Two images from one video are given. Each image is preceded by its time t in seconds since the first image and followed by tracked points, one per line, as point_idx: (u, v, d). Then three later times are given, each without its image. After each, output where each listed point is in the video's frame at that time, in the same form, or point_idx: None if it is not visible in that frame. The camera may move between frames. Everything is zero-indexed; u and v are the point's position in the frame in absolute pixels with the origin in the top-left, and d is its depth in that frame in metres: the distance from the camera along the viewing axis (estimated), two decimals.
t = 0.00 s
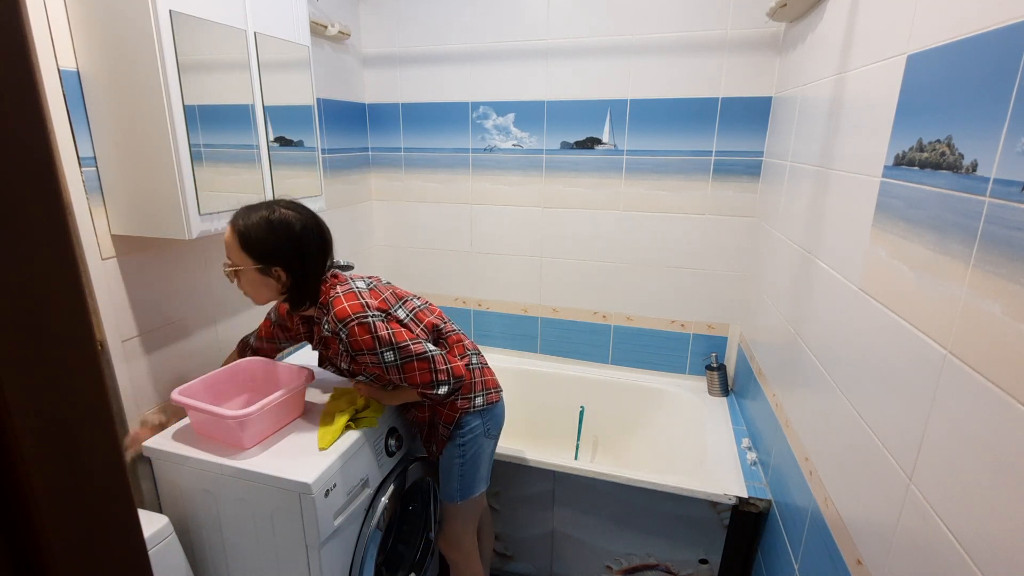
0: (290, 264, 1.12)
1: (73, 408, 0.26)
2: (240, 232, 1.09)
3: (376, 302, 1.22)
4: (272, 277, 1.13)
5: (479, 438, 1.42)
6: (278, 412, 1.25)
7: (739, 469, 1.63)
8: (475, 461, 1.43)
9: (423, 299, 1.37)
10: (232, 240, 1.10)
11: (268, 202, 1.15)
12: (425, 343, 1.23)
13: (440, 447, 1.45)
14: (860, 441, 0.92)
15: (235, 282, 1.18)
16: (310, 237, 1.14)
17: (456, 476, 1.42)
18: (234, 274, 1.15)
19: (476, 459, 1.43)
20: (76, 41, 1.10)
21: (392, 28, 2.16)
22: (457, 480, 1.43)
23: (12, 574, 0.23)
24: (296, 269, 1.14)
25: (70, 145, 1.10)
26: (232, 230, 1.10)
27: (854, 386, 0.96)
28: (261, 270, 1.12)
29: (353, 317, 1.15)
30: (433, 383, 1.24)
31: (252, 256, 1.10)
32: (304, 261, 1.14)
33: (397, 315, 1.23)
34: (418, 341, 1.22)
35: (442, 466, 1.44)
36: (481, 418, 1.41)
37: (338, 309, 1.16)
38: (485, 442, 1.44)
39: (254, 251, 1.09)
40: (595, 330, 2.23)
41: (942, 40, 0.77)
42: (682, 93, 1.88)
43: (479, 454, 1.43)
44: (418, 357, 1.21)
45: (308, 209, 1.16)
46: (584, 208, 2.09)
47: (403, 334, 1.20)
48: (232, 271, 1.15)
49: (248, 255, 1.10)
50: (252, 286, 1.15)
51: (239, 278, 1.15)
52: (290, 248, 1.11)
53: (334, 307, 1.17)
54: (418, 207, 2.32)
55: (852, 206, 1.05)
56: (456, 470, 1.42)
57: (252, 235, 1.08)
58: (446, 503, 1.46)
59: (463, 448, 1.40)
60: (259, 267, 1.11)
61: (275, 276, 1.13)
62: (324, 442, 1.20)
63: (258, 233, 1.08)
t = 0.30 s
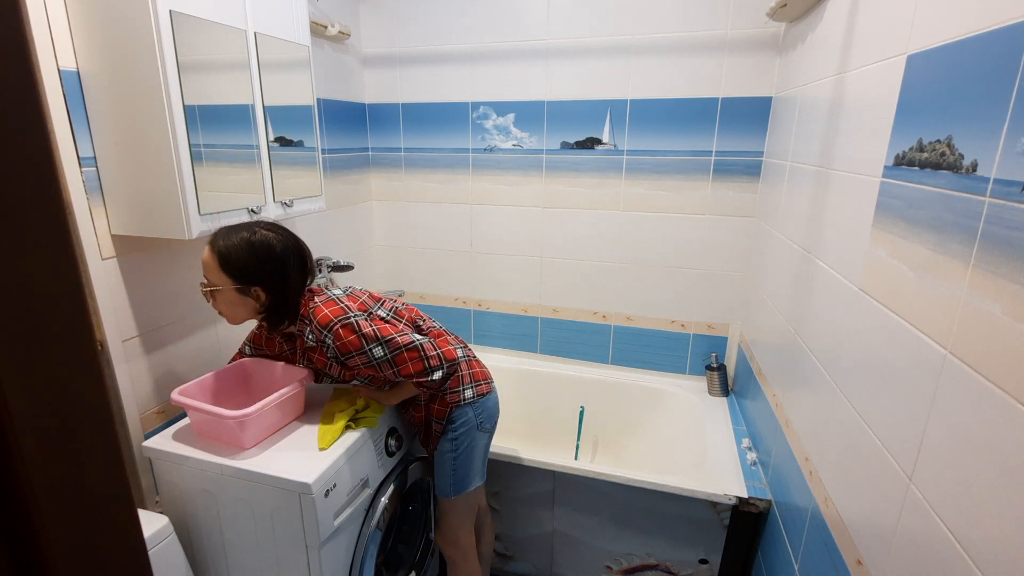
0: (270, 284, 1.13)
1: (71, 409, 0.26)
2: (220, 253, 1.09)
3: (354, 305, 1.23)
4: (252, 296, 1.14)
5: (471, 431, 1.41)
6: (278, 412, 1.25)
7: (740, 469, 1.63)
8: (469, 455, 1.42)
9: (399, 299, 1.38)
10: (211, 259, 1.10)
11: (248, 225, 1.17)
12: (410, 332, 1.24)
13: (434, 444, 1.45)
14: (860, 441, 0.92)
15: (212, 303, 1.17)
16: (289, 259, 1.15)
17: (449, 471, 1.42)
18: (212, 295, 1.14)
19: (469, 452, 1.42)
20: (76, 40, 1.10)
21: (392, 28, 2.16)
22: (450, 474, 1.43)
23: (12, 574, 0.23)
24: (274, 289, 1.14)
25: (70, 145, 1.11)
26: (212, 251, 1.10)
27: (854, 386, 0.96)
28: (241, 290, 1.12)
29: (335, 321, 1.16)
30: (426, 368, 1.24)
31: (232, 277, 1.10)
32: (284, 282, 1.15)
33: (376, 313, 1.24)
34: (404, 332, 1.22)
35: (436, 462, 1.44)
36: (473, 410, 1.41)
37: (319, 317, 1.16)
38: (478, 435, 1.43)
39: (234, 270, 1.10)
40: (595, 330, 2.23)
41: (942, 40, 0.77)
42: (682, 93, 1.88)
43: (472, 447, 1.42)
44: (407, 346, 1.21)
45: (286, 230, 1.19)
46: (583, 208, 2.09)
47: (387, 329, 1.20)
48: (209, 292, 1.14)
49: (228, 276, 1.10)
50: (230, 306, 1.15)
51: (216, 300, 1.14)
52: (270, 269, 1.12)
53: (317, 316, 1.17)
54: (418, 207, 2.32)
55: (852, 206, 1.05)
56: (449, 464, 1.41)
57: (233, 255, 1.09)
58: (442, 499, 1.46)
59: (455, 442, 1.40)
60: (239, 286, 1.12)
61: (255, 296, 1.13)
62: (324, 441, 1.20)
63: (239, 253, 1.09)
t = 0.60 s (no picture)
0: (300, 265, 1.09)
1: (71, 409, 0.26)
2: (254, 220, 1.07)
3: (382, 308, 1.21)
4: (280, 272, 1.11)
5: (475, 435, 1.41)
6: (278, 412, 1.25)
7: (739, 469, 1.63)
8: (471, 458, 1.43)
9: (423, 301, 1.36)
10: (243, 227, 1.09)
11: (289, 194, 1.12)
12: (428, 353, 1.23)
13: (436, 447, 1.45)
14: (860, 441, 0.92)
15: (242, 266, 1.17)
16: (325, 239, 1.10)
17: (452, 474, 1.42)
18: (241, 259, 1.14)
19: (472, 456, 1.42)
20: (76, 41, 1.10)
21: (392, 28, 2.16)
22: (454, 477, 1.43)
23: (12, 573, 0.23)
24: (306, 267, 1.10)
25: (70, 145, 1.10)
26: (247, 215, 1.08)
27: (854, 386, 0.96)
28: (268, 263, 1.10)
29: (359, 323, 1.14)
30: (433, 393, 1.25)
31: (262, 250, 1.08)
32: (315, 262, 1.10)
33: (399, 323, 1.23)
34: (421, 350, 1.22)
35: (439, 464, 1.44)
36: (477, 415, 1.40)
37: (345, 313, 1.15)
38: (481, 439, 1.44)
39: (264, 245, 1.07)
40: (595, 330, 2.23)
41: (942, 40, 0.77)
42: (682, 93, 1.88)
43: (475, 450, 1.42)
44: (421, 367, 1.21)
45: (329, 208, 1.12)
46: (583, 208, 2.09)
47: (407, 343, 1.20)
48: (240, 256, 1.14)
49: (257, 248, 1.09)
50: (259, 276, 1.14)
51: (246, 265, 1.14)
52: (302, 250, 1.08)
53: (342, 309, 1.16)
54: (418, 207, 2.32)
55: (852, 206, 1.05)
56: (451, 467, 1.42)
57: (263, 227, 1.06)
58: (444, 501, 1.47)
59: (457, 446, 1.40)
60: (267, 261, 1.09)
61: (281, 271, 1.10)
62: (324, 441, 1.20)
63: (270, 227, 1.06)
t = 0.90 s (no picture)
0: (308, 252, 1.09)
1: (71, 410, 0.26)
2: (262, 205, 1.07)
3: (390, 304, 1.21)
4: (287, 259, 1.11)
5: (476, 439, 1.42)
6: (277, 412, 1.25)
7: (739, 469, 1.63)
8: (472, 461, 1.43)
9: (429, 302, 1.37)
10: (251, 213, 1.09)
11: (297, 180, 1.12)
12: (431, 354, 1.23)
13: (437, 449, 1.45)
14: (860, 441, 0.92)
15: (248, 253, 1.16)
16: (332, 225, 1.10)
17: (453, 478, 1.43)
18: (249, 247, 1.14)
19: (473, 460, 1.43)
20: (76, 41, 1.10)
21: (392, 28, 2.16)
22: (455, 481, 1.44)
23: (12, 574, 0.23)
24: (312, 254, 1.10)
25: (70, 145, 1.10)
26: (255, 201, 1.08)
27: (854, 386, 0.96)
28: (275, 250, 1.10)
29: (366, 317, 1.14)
30: (431, 395, 1.25)
31: (269, 236, 1.08)
32: (323, 249, 1.10)
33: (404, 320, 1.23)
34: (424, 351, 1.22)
35: (439, 467, 1.44)
36: (478, 418, 1.41)
37: (353, 305, 1.15)
38: (483, 443, 1.44)
39: (272, 231, 1.07)
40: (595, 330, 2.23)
41: (942, 40, 0.77)
42: (682, 93, 1.88)
43: (476, 454, 1.43)
44: (422, 368, 1.21)
45: (338, 195, 1.12)
46: (583, 208, 2.09)
47: (412, 342, 1.19)
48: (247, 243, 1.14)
49: (265, 234, 1.08)
50: (265, 263, 1.14)
51: (253, 252, 1.14)
52: (310, 236, 1.08)
53: (349, 301, 1.16)
54: (418, 207, 2.32)
55: (852, 206, 1.05)
56: (453, 472, 1.42)
57: (271, 213, 1.06)
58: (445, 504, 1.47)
59: (459, 450, 1.40)
60: (275, 248, 1.09)
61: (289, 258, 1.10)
62: (324, 441, 1.20)
63: (278, 213, 1.06)
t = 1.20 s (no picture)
0: (309, 254, 1.09)
1: (72, 410, 0.26)
2: (261, 210, 1.07)
3: (391, 306, 1.21)
4: (288, 263, 1.11)
5: (483, 440, 1.42)
6: (277, 412, 1.25)
7: (740, 469, 1.63)
8: (479, 463, 1.43)
9: (432, 302, 1.37)
10: (250, 218, 1.08)
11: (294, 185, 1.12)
12: (433, 357, 1.23)
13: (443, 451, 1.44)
14: (861, 441, 0.92)
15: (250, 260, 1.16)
16: (331, 225, 1.10)
17: (460, 479, 1.42)
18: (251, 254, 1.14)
19: (480, 461, 1.43)
20: (76, 40, 1.10)
21: (392, 28, 2.16)
22: (461, 482, 1.43)
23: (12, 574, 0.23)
24: (313, 255, 1.10)
25: (70, 145, 1.10)
26: (254, 207, 1.08)
27: (854, 386, 0.96)
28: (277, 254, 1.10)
29: (367, 320, 1.14)
30: (433, 397, 1.25)
31: (270, 240, 1.08)
32: (323, 249, 1.10)
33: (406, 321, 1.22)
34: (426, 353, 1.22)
35: (446, 469, 1.44)
36: (485, 420, 1.42)
37: (354, 308, 1.15)
38: (489, 444, 1.45)
39: (272, 234, 1.07)
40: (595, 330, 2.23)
41: (942, 40, 0.77)
42: (681, 92, 1.88)
43: (483, 455, 1.44)
44: (424, 370, 1.21)
45: (333, 196, 1.13)
46: (583, 208, 2.09)
47: (414, 345, 1.20)
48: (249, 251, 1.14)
49: (266, 239, 1.08)
50: (267, 269, 1.14)
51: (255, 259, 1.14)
52: (310, 237, 1.08)
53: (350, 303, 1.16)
54: (417, 207, 2.32)
55: (852, 206, 1.05)
56: (460, 473, 1.42)
57: (270, 216, 1.06)
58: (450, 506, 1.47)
59: (467, 451, 1.40)
60: (276, 252, 1.09)
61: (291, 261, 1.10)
62: (324, 441, 1.20)
63: (277, 216, 1.06)
